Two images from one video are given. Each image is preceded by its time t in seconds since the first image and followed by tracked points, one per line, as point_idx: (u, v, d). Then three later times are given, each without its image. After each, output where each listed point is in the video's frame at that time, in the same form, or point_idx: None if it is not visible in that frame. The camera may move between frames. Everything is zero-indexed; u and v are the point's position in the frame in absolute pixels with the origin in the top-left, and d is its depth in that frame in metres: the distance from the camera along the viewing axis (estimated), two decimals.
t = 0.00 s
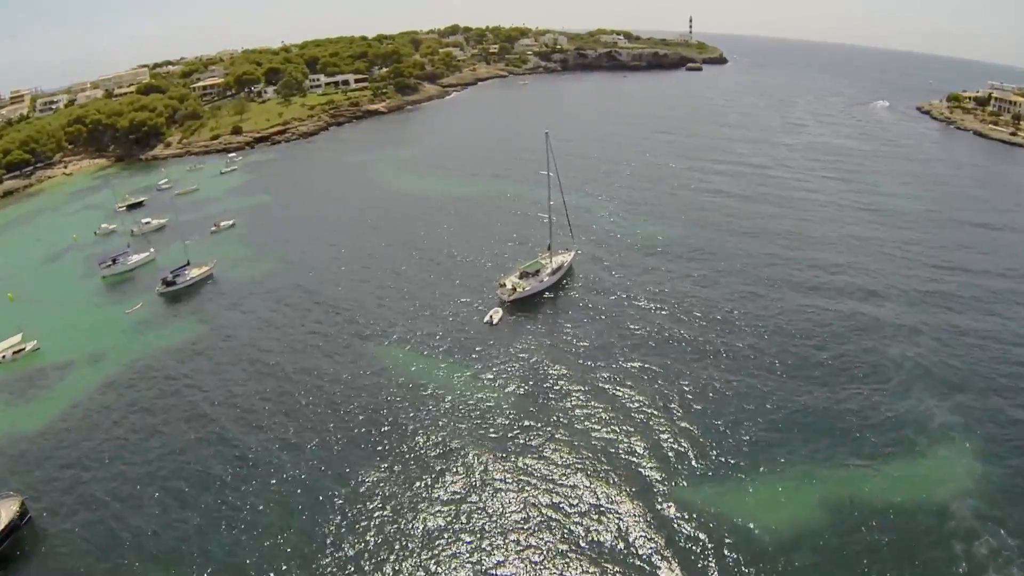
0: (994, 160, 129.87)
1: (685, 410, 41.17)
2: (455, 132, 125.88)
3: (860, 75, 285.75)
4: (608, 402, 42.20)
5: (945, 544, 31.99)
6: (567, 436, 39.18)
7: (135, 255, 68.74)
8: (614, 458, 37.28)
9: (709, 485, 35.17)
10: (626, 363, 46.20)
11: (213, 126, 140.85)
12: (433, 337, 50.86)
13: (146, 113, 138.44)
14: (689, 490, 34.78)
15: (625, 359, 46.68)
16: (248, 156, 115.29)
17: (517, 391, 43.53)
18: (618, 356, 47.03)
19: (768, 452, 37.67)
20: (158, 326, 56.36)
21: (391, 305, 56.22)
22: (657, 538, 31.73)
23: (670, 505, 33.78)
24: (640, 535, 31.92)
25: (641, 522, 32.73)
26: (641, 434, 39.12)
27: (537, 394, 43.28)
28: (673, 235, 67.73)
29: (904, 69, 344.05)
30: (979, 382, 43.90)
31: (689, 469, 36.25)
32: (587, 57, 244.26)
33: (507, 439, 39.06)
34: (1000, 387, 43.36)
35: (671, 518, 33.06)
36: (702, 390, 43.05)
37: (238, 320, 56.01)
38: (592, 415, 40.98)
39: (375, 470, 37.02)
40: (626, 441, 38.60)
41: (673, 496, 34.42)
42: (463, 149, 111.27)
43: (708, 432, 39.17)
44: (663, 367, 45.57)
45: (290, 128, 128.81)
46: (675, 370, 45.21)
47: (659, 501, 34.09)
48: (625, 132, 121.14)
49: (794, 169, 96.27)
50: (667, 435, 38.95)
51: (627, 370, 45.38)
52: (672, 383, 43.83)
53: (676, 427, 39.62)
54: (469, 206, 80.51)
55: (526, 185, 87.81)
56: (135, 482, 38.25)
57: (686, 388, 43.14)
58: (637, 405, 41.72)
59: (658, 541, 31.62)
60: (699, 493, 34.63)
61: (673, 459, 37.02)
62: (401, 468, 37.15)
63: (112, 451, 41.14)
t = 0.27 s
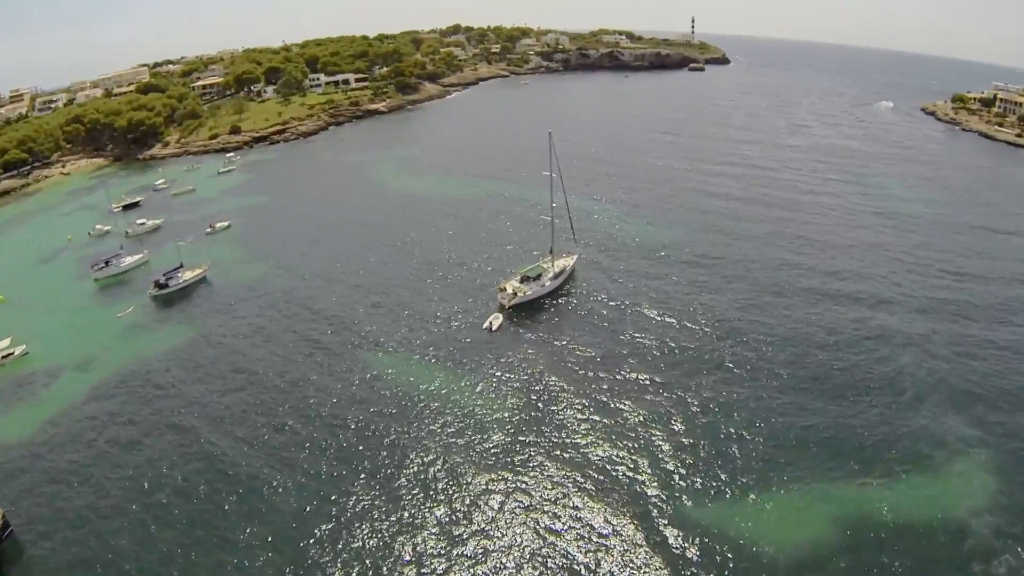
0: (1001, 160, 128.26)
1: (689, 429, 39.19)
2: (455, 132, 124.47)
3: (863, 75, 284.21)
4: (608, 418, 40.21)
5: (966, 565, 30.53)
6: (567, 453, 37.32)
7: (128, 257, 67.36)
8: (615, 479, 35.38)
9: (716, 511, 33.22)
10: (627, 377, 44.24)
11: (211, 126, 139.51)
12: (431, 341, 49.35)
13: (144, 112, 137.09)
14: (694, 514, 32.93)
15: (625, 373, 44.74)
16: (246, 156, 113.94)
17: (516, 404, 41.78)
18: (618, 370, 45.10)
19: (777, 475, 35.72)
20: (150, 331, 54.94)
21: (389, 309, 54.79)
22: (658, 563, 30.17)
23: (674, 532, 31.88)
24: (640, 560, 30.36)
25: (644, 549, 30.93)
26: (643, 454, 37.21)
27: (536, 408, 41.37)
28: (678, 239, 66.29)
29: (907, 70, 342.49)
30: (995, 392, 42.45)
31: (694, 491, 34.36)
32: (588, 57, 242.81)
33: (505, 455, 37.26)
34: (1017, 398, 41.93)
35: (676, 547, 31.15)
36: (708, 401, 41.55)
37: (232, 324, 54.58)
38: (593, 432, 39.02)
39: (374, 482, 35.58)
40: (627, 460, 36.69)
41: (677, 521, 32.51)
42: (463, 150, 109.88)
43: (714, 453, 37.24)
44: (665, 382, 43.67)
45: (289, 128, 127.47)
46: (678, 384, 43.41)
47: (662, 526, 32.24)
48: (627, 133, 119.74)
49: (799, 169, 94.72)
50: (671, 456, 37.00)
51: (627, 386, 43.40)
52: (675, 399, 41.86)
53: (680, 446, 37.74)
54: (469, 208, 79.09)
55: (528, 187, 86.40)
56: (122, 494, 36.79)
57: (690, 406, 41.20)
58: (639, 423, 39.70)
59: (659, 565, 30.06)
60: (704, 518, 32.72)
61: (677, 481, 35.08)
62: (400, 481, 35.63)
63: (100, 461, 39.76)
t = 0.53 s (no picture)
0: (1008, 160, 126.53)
1: (692, 443, 37.01)
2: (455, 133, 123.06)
3: (866, 75, 282.29)
4: (606, 432, 38.08)
5: None
6: (562, 471, 35.22)
7: (120, 261, 66.07)
8: (614, 498, 33.25)
9: (721, 533, 31.13)
10: (626, 388, 42.16)
11: (209, 126, 138.31)
12: (429, 348, 47.92)
13: (141, 113, 135.93)
14: (697, 535, 30.92)
15: (624, 383, 42.70)
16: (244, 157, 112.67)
17: (511, 416, 39.79)
18: (617, 379, 43.07)
19: (787, 491, 33.74)
20: (141, 336, 53.64)
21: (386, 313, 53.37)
22: None
23: (677, 557, 29.75)
24: None
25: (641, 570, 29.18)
26: (643, 470, 35.09)
27: (530, 421, 39.29)
28: (682, 241, 64.83)
29: (910, 70, 340.40)
30: (1012, 397, 40.87)
31: (697, 511, 32.25)
32: (590, 57, 241.28)
33: (499, 471, 35.27)
34: None
35: (679, 574, 29.04)
36: (714, 409, 40.04)
37: (225, 329, 53.27)
38: (590, 447, 36.90)
39: (367, 495, 34.07)
40: (626, 478, 34.57)
41: (679, 545, 30.40)
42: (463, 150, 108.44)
43: (718, 468, 35.11)
44: (666, 392, 41.63)
45: (287, 128, 126.16)
46: (681, 393, 41.44)
47: (664, 550, 30.15)
48: (629, 133, 118.28)
49: (804, 169, 93.17)
50: (672, 473, 34.86)
51: (626, 397, 41.30)
52: (677, 411, 39.70)
53: (682, 461, 35.65)
54: (469, 210, 77.72)
55: (528, 188, 85.02)
56: (107, 507, 35.47)
57: (693, 418, 39.08)
58: (638, 438, 37.55)
59: None
60: (708, 540, 30.72)
61: (679, 501, 32.94)
62: (396, 495, 34.00)
63: (85, 473, 38.41)
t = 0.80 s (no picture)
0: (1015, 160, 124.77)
1: (697, 464, 35.13)
2: (455, 133, 121.56)
3: (869, 75, 280.39)
4: (606, 452, 36.17)
5: None
6: (562, 493, 33.30)
7: (113, 264, 64.79)
8: (616, 522, 31.49)
9: (729, 564, 29.26)
10: (627, 403, 40.31)
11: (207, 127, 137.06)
12: (427, 355, 46.46)
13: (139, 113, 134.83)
14: (703, 562, 29.29)
15: (625, 397, 40.87)
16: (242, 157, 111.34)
17: (507, 433, 37.93)
18: (618, 393, 41.24)
19: (798, 516, 31.95)
20: (132, 343, 52.37)
21: (382, 319, 51.93)
22: None
23: None
24: None
25: None
26: (646, 493, 33.21)
27: (527, 439, 37.38)
28: (687, 244, 63.39)
29: (913, 69, 338.06)
30: None
31: (703, 535, 30.65)
32: (591, 56, 239.82)
33: (496, 493, 33.44)
34: None
35: None
36: (722, 420, 38.52)
37: (217, 335, 51.90)
38: (590, 469, 34.99)
39: (360, 515, 32.62)
40: (628, 501, 32.68)
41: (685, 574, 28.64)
42: (463, 150, 106.98)
43: (725, 492, 33.31)
44: (669, 407, 39.83)
45: (285, 128, 124.85)
46: (684, 408, 39.71)
47: None
48: (631, 133, 116.82)
49: (809, 170, 91.56)
50: (677, 492, 33.25)
51: (628, 413, 39.43)
52: (681, 429, 37.85)
53: (687, 483, 33.83)
54: (469, 212, 76.31)
55: (529, 189, 83.61)
56: (91, 525, 34.16)
57: (697, 436, 37.27)
58: (640, 458, 35.65)
59: None
60: (714, 566, 29.11)
61: (684, 523, 31.32)
62: (390, 516, 32.40)
63: (70, 487, 37.15)
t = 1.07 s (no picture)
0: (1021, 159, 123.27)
1: (700, 485, 33.45)
2: (455, 133, 120.22)
3: (871, 74, 278.75)
4: (604, 473, 34.46)
5: None
6: (559, 518, 31.63)
7: (105, 268, 63.55)
8: (617, 545, 30.01)
9: None
10: (624, 418, 38.71)
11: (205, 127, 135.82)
12: (424, 364, 45.24)
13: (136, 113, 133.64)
14: None
15: (623, 411, 39.31)
16: (239, 158, 110.05)
17: (503, 452, 36.28)
18: (615, 407, 39.69)
19: (808, 538, 30.42)
20: (122, 350, 51.07)
21: (379, 326, 50.62)
22: None
23: None
24: None
25: None
26: (649, 514, 31.73)
27: (524, 459, 35.68)
28: (690, 246, 61.98)
29: (915, 69, 336.35)
30: None
31: (709, 559, 29.16)
32: (592, 56, 238.38)
33: (491, 517, 31.81)
34: None
35: None
36: (729, 431, 37.16)
37: (210, 341, 50.60)
38: (588, 492, 33.27)
39: (351, 537, 31.27)
40: (630, 523, 31.18)
41: None
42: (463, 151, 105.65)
43: (730, 512, 31.65)
44: (668, 421, 38.23)
45: (283, 129, 123.59)
46: (685, 421, 38.14)
47: None
48: (633, 134, 115.48)
49: (814, 170, 90.15)
50: (681, 512, 31.78)
51: (626, 429, 37.81)
52: (681, 446, 36.22)
53: (692, 501, 32.36)
54: (468, 214, 74.99)
55: (529, 191, 82.30)
56: (74, 543, 32.90)
57: (699, 452, 35.61)
58: (640, 480, 33.92)
59: None
60: None
61: (689, 547, 29.82)
62: (384, 539, 31.06)
63: (54, 502, 35.89)
